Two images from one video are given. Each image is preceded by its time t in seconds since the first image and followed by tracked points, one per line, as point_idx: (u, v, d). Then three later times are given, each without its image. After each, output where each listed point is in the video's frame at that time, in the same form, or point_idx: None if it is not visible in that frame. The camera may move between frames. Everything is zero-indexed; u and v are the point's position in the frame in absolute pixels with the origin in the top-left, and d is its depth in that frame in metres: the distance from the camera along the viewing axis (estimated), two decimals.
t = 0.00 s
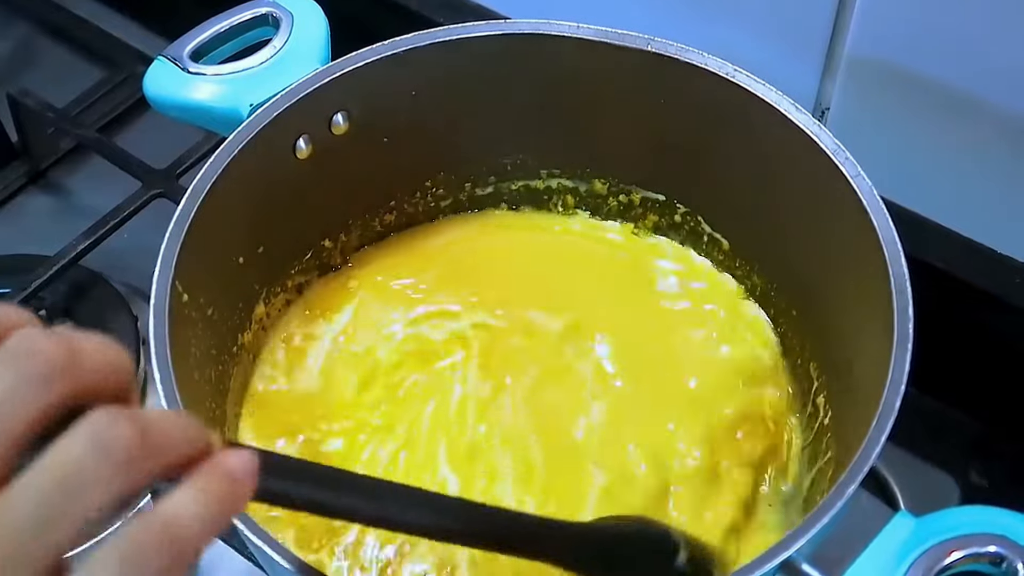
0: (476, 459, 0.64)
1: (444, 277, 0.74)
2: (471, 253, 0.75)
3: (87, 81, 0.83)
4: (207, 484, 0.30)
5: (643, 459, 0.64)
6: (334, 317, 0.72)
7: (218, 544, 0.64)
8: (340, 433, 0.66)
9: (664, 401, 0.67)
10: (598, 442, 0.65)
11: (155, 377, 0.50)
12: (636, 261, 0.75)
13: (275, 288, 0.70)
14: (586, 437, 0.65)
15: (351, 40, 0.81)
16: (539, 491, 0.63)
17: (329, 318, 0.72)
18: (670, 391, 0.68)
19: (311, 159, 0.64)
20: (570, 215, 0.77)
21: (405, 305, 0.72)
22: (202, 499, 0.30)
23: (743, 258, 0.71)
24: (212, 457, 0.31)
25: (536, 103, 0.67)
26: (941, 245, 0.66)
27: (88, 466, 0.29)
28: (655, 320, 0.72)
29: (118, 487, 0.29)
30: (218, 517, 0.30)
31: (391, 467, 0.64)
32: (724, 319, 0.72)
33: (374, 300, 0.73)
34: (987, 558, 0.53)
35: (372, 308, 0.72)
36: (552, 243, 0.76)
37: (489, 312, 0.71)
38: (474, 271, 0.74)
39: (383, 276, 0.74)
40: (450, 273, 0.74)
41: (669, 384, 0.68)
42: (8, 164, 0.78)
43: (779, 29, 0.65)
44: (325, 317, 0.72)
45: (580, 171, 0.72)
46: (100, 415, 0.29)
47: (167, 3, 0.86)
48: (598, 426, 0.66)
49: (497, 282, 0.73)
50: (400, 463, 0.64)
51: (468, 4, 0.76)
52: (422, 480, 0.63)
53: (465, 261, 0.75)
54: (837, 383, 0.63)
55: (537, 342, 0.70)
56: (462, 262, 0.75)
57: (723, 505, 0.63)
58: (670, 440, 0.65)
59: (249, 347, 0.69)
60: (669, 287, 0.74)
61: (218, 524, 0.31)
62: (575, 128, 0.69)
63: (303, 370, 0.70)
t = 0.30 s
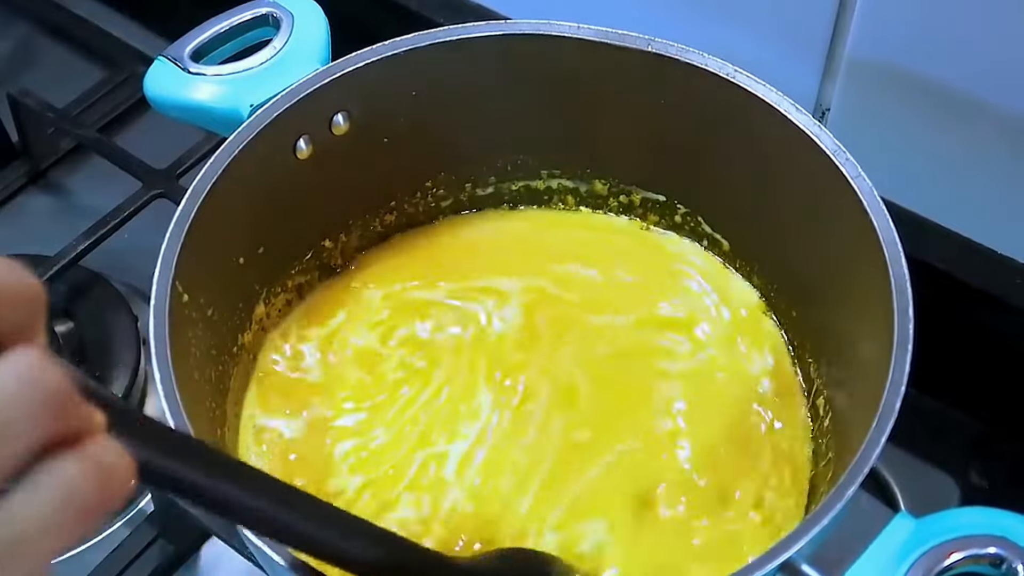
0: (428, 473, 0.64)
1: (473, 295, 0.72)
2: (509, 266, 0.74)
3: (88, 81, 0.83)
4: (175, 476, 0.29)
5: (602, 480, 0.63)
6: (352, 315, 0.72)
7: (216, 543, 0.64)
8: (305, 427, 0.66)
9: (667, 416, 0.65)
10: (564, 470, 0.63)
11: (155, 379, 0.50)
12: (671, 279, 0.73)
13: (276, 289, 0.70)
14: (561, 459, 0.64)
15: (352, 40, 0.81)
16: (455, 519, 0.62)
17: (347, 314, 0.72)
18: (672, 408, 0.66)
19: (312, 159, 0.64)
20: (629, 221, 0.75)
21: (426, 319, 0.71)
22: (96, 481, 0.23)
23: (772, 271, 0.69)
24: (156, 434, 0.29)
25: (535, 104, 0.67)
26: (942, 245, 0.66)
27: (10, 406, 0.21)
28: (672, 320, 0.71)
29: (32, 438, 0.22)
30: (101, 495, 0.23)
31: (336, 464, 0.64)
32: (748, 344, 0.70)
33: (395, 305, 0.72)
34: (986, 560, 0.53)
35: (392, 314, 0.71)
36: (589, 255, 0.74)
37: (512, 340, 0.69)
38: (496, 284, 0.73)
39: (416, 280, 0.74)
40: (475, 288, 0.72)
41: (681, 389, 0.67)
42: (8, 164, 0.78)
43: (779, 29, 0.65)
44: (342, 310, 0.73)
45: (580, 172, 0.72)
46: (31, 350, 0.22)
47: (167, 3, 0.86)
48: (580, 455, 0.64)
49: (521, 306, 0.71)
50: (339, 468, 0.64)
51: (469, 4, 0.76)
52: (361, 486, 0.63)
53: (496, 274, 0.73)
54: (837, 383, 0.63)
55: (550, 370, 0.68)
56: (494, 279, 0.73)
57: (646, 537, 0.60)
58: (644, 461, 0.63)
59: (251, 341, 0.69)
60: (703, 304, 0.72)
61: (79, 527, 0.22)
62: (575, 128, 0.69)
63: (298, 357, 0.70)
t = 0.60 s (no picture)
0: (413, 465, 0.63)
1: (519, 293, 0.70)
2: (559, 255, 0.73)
3: (88, 80, 0.83)
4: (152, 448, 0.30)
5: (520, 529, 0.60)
6: (377, 294, 0.72)
7: (217, 542, 0.64)
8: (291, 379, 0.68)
9: (654, 444, 0.63)
10: (528, 479, 0.62)
11: (156, 378, 0.50)
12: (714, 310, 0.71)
13: (277, 288, 0.70)
14: (522, 487, 0.62)
15: (353, 40, 0.81)
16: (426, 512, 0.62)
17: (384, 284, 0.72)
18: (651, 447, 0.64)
19: (313, 158, 0.64)
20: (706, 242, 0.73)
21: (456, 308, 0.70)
22: (90, 465, 0.25)
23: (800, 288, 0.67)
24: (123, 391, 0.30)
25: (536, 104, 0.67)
26: (944, 246, 0.66)
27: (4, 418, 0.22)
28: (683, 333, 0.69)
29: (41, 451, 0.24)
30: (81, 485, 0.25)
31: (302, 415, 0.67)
32: (764, 387, 0.67)
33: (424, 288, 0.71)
34: (987, 560, 0.53)
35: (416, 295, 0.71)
36: (631, 259, 0.73)
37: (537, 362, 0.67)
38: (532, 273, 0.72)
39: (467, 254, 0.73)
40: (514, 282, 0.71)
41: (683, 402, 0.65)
42: (8, 163, 0.78)
43: (780, 29, 0.65)
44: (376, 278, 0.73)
45: (582, 171, 0.72)
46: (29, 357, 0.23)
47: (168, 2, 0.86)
48: (548, 473, 0.63)
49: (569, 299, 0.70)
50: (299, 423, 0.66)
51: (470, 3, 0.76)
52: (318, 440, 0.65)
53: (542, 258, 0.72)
54: (838, 384, 0.63)
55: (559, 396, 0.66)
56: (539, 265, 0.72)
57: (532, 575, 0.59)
58: (602, 479, 0.62)
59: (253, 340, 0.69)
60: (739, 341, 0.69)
61: (80, 509, 0.25)
62: (576, 128, 0.69)
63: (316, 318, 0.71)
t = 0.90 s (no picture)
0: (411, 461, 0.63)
1: (558, 294, 0.71)
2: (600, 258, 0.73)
3: (88, 76, 0.83)
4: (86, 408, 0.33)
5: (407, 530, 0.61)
6: (403, 280, 0.72)
7: (217, 538, 0.64)
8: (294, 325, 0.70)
9: (635, 468, 0.63)
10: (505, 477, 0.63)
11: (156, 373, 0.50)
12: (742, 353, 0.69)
13: (277, 283, 0.70)
14: (459, 479, 0.63)
15: (354, 36, 0.80)
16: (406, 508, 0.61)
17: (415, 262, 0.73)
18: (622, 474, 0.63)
19: (313, 154, 0.64)
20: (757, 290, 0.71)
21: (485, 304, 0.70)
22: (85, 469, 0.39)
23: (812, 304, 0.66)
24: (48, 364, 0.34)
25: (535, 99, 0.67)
26: (945, 244, 0.65)
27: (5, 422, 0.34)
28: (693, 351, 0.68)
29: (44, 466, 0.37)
30: (72, 487, 0.38)
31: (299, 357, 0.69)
32: (761, 421, 0.66)
33: (451, 274, 0.72)
34: (987, 557, 0.53)
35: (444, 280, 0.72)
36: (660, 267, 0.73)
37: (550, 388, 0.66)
38: (564, 271, 0.72)
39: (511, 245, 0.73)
40: (543, 281, 0.71)
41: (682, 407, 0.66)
42: (8, 159, 0.78)
43: (781, 27, 0.65)
44: (400, 259, 0.73)
45: (582, 168, 0.72)
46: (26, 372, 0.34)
47: None
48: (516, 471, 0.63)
49: (606, 300, 0.70)
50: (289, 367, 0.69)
51: None
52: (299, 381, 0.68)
53: (579, 252, 0.73)
54: (838, 381, 0.63)
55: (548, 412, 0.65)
56: (577, 264, 0.72)
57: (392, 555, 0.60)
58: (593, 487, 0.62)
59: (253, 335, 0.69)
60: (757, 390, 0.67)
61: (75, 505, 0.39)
62: (576, 124, 0.69)
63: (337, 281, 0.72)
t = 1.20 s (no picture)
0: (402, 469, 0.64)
1: (597, 305, 0.71)
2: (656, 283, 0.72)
3: (89, 75, 0.83)
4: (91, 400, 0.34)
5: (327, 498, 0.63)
6: (436, 280, 0.72)
7: (216, 537, 0.64)
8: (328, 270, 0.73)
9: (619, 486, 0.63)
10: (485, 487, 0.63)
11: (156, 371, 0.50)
12: (766, 426, 0.66)
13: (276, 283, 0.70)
14: (438, 488, 0.63)
15: (354, 36, 0.81)
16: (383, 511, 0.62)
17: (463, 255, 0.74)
18: (581, 493, 0.63)
19: (313, 154, 0.64)
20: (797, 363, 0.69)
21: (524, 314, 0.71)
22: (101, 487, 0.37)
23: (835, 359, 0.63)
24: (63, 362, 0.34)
25: (535, 99, 0.67)
26: (944, 245, 0.66)
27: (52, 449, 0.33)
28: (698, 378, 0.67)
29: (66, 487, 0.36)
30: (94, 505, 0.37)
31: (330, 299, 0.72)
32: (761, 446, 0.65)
33: (488, 276, 0.73)
34: (985, 557, 0.53)
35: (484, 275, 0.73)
36: (701, 289, 0.72)
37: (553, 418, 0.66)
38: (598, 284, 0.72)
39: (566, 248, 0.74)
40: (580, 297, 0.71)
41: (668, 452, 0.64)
42: (9, 158, 0.78)
43: (780, 27, 0.65)
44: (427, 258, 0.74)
45: (582, 168, 0.72)
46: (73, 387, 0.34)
47: None
48: (503, 480, 0.63)
49: (636, 308, 0.71)
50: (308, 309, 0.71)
51: None
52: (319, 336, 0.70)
53: (617, 259, 0.73)
54: (837, 380, 0.63)
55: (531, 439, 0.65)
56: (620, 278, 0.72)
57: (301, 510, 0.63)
58: (572, 501, 0.62)
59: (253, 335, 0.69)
60: (770, 468, 0.64)
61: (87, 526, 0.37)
62: (575, 124, 0.69)
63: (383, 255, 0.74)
